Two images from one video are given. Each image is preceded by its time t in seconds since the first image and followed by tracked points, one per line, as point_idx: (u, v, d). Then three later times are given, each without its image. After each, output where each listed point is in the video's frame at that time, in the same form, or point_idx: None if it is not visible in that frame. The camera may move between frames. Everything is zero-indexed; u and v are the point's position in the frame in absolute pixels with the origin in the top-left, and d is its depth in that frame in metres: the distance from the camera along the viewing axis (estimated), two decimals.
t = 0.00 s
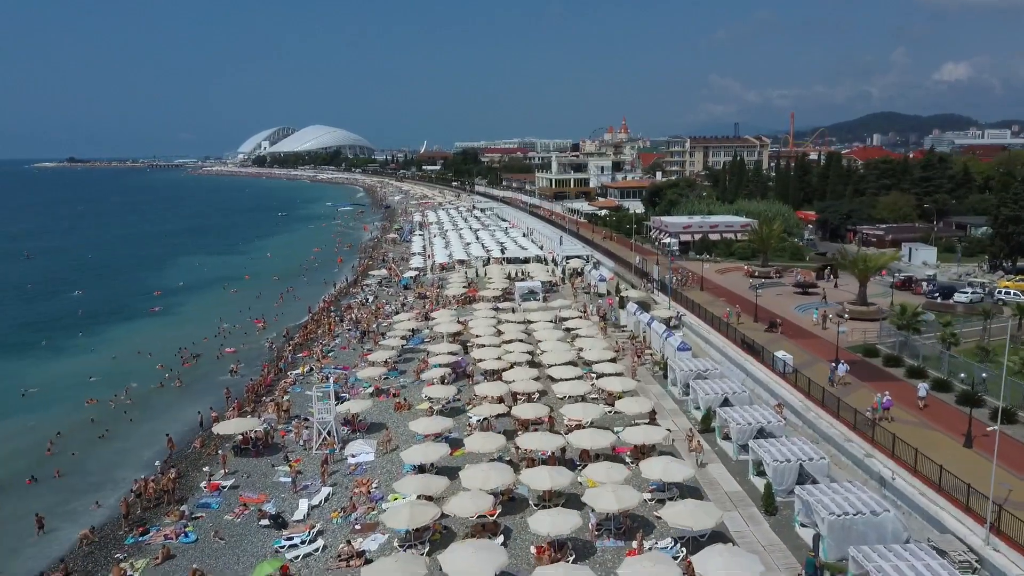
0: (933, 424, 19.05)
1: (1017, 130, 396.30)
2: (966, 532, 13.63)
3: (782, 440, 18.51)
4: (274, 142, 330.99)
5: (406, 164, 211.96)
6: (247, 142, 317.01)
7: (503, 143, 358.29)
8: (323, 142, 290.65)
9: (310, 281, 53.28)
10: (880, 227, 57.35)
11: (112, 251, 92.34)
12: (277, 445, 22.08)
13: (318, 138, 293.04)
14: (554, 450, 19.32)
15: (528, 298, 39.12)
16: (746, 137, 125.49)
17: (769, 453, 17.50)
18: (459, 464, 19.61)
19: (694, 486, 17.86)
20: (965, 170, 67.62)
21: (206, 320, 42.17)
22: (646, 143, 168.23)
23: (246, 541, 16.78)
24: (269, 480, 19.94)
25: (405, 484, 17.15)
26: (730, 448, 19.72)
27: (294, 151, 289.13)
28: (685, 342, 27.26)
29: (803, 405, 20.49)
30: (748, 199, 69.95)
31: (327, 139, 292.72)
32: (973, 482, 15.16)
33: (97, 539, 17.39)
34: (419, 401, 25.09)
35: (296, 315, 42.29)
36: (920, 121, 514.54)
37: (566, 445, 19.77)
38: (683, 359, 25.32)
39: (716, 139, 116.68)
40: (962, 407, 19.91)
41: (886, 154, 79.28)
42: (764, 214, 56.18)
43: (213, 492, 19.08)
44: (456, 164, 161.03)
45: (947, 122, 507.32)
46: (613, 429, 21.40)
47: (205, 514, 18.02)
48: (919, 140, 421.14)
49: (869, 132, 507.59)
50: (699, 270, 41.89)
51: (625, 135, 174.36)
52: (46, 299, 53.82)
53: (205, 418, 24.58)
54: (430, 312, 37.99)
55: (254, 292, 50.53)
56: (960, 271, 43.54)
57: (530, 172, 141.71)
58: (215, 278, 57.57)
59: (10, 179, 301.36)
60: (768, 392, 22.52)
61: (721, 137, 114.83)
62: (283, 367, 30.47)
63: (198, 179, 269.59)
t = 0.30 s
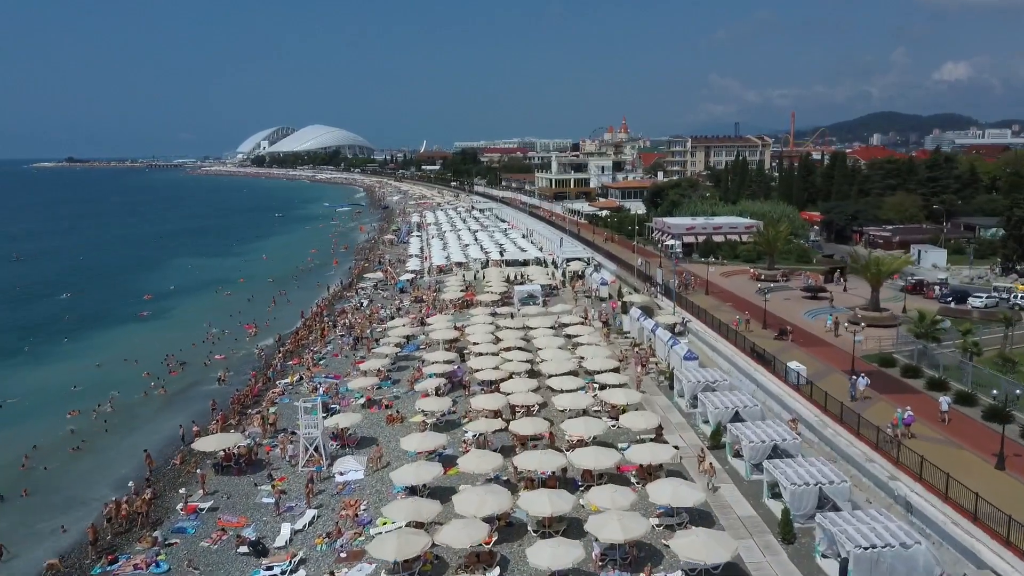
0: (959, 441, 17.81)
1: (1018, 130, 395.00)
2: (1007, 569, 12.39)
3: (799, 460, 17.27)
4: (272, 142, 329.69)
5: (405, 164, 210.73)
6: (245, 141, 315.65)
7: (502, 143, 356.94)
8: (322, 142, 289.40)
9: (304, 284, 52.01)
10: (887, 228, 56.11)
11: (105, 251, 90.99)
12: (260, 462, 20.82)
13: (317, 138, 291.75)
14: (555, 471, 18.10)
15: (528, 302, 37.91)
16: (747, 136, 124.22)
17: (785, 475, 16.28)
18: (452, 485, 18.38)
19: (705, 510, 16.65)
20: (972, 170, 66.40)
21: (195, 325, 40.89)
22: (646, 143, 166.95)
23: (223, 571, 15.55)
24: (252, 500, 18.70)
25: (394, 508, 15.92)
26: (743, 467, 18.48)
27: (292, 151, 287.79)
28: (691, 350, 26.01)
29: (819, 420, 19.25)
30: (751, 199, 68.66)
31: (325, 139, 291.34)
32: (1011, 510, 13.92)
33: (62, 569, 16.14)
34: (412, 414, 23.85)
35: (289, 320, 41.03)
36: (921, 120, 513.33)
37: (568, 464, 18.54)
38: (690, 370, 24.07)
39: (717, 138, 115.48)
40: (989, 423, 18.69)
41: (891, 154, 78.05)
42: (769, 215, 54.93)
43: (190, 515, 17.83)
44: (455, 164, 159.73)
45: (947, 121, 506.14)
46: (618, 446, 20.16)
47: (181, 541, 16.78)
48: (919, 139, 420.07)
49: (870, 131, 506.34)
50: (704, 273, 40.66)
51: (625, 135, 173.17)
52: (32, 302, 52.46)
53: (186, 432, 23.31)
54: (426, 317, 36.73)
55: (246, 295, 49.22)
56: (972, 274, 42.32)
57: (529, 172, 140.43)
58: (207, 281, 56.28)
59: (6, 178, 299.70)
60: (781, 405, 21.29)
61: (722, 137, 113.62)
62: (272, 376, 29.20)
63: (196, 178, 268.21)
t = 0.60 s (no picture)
0: (991, 463, 16.55)
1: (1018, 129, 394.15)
2: None
3: (818, 483, 16.03)
4: (271, 142, 328.48)
5: (404, 163, 209.51)
6: (244, 141, 314.43)
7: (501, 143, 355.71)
8: (320, 142, 288.14)
9: (299, 287, 50.78)
10: (894, 230, 54.96)
11: (98, 251, 89.63)
12: (242, 480, 19.59)
13: (316, 138, 290.69)
14: (557, 494, 16.88)
15: (527, 306, 36.74)
16: (749, 135, 122.92)
17: (804, 501, 15.02)
18: (445, 509, 17.19)
19: (716, 539, 15.43)
20: (979, 170, 65.29)
21: (184, 330, 39.64)
22: (646, 142, 165.78)
23: None
24: (230, 524, 17.46)
25: (381, 536, 14.69)
26: (756, 489, 17.24)
27: (290, 150, 286.54)
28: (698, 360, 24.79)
29: (837, 438, 17.99)
30: (755, 200, 67.46)
31: (324, 139, 290.26)
32: None
33: None
34: (405, 428, 22.64)
35: (280, 325, 39.84)
36: (921, 120, 512.15)
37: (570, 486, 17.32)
38: (697, 381, 22.85)
39: (719, 138, 114.32)
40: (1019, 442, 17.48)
41: (896, 154, 76.90)
42: (774, 216, 53.78)
43: (163, 542, 16.62)
44: (454, 163, 158.43)
45: (948, 121, 504.95)
46: (622, 465, 18.95)
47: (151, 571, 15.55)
48: (919, 138, 418.77)
49: (870, 131, 505.20)
50: (709, 277, 39.49)
51: (625, 135, 172.07)
52: (19, 305, 51.15)
53: (165, 448, 22.05)
54: (422, 322, 35.55)
55: (239, 299, 47.96)
56: (984, 277, 41.19)
57: (529, 172, 139.29)
58: (199, 283, 55.02)
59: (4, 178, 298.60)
60: (794, 421, 20.07)
61: (724, 137, 112.53)
62: (259, 386, 28.00)
63: (194, 178, 266.85)
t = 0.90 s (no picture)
0: None
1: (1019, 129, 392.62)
2: None
3: (840, 512, 14.78)
4: (270, 142, 327.08)
5: (403, 163, 208.17)
6: (242, 141, 313.01)
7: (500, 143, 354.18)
8: (319, 142, 286.91)
9: (292, 291, 49.50)
10: (902, 231, 53.72)
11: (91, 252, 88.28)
12: (220, 503, 18.33)
13: (315, 138, 289.39)
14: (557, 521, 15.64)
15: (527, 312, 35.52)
16: (752, 134, 121.50)
17: (827, 533, 13.77)
18: (437, 538, 15.98)
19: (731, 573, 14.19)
20: (987, 170, 64.02)
21: (171, 335, 38.35)
22: (647, 142, 164.40)
23: None
24: (205, 553, 16.20)
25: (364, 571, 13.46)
26: (772, 516, 16.00)
27: (289, 150, 285.17)
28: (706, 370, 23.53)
29: (859, 460, 16.74)
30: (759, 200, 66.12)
31: (323, 139, 288.96)
32: None
33: None
34: (396, 444, 21.40)
35: (271, 330, 38.58)
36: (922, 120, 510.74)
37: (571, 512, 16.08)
38: (706, 394, 21.60)
39: (721, 138, 113.01)
40: None
41: (901, 153, 75.57)
42: (780, 218, 52.55)
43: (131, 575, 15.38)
44: (453, 163, 157.03)
45: (949, 121, 503.55)
46: (628, 489, 17.72)
47: None
48: (920, 138, 417.26)
49: (870, 131, 503.73)
50: (714, 281, 38.25)
51: (625, 135, 170.69)
52: (5, 309, 49.81)
53: (142, 465, 20.82)
54: (417, 328, 34.30)
55: (230, 303, 46.62)
56: (998, 280, 39.96)
57: (529, 172, 137.92)
58: (191, 286, 53.72)
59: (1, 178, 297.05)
60: (810, 439, 18.83)
61: (726, 137, 111.24)
62: (246, 396, 26.74)
63: (192, 178, 265.56)
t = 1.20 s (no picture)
0: None
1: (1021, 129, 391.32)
2: None
3: (865, 546, 13.53)
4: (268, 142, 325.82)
5: (402, 163, 206.76)
6: (242, 141, 311.92)
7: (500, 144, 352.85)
8: (318, 142, 285.62)
9: (285, 295, 48.24)
10: (910, 233, 52.50)
11: (84, 253, 86.95)
12: (196, 529, 17.10)
13: (314, 138, 288.15)
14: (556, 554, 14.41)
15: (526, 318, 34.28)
16: (754, 134, 120.11)
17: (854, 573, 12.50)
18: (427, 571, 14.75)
19: None
20: (996, 170, 62.71)
21: (158, 342, 37.07)
22: (647, 141, 163.00)
23: None
24: None
25: None
26: (790, 548, 14.75)
27: (288, 150, 283.78)
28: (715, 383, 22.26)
29: (882, 485, 15.53)
30: (762, 201, 64.89)
31: (322, 139, 287.64)
32: None
33: None
34: (386, 463, 20.13)
35: (261, 337, 37.31)
36: (923, 119, 509.39)
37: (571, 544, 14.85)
38: (715, 410, 20.38)
39: (723, 137, 111.75)
40: None
41: (907, 153, 74.31)
42: (785, 219, 51.31)
43: None
44: (452, 163, 155.71)
45: (950, 120, 502.14)
46: (633, 517, 16.47)
47: None
48: (921, 138, 416.27)
49: (871, 130, 502.30)
50: (720, 285, 37.00)
51: (625, 135, 169.38)
52: None
53: (116, 486, 19.61)
54: (412, 334, 33.05)
55: (221, 307, 45.34)
56: (1011, 283, 38.74)
57: (528, 172, 136.46)
58: (183, 290, 52.45)
59: None
60: (828, 459, 17.56)
61: (727, 137, 109.97)
62: (231, 408, 25.49)
63: (190, 179, 263.99)
